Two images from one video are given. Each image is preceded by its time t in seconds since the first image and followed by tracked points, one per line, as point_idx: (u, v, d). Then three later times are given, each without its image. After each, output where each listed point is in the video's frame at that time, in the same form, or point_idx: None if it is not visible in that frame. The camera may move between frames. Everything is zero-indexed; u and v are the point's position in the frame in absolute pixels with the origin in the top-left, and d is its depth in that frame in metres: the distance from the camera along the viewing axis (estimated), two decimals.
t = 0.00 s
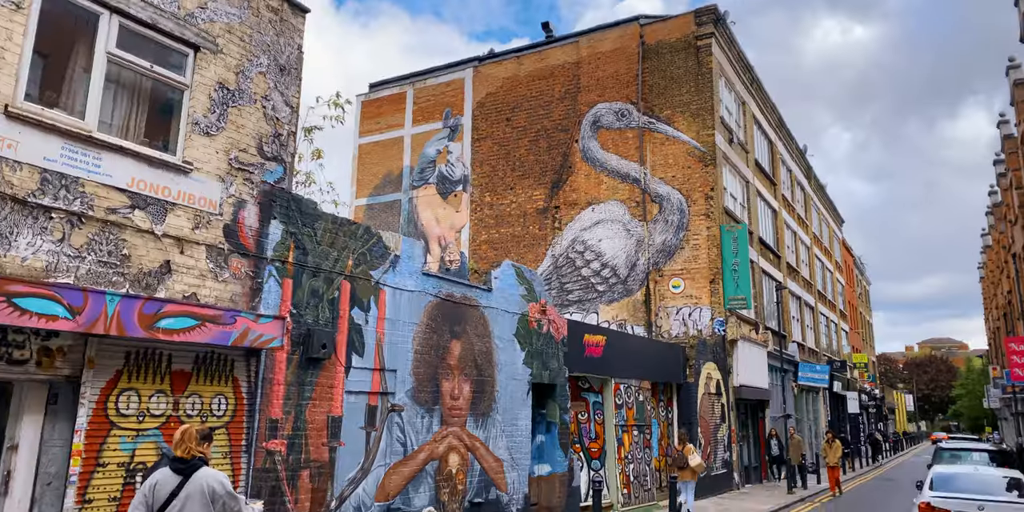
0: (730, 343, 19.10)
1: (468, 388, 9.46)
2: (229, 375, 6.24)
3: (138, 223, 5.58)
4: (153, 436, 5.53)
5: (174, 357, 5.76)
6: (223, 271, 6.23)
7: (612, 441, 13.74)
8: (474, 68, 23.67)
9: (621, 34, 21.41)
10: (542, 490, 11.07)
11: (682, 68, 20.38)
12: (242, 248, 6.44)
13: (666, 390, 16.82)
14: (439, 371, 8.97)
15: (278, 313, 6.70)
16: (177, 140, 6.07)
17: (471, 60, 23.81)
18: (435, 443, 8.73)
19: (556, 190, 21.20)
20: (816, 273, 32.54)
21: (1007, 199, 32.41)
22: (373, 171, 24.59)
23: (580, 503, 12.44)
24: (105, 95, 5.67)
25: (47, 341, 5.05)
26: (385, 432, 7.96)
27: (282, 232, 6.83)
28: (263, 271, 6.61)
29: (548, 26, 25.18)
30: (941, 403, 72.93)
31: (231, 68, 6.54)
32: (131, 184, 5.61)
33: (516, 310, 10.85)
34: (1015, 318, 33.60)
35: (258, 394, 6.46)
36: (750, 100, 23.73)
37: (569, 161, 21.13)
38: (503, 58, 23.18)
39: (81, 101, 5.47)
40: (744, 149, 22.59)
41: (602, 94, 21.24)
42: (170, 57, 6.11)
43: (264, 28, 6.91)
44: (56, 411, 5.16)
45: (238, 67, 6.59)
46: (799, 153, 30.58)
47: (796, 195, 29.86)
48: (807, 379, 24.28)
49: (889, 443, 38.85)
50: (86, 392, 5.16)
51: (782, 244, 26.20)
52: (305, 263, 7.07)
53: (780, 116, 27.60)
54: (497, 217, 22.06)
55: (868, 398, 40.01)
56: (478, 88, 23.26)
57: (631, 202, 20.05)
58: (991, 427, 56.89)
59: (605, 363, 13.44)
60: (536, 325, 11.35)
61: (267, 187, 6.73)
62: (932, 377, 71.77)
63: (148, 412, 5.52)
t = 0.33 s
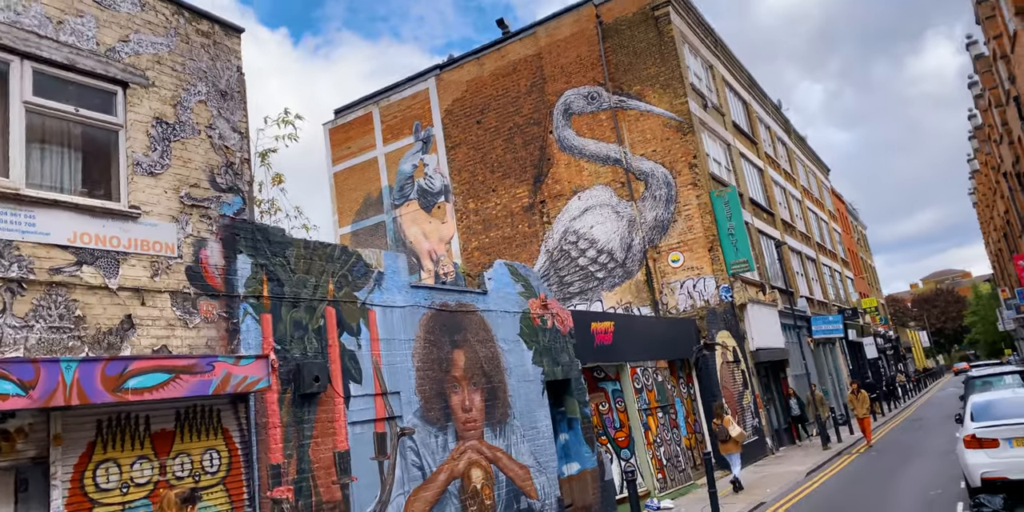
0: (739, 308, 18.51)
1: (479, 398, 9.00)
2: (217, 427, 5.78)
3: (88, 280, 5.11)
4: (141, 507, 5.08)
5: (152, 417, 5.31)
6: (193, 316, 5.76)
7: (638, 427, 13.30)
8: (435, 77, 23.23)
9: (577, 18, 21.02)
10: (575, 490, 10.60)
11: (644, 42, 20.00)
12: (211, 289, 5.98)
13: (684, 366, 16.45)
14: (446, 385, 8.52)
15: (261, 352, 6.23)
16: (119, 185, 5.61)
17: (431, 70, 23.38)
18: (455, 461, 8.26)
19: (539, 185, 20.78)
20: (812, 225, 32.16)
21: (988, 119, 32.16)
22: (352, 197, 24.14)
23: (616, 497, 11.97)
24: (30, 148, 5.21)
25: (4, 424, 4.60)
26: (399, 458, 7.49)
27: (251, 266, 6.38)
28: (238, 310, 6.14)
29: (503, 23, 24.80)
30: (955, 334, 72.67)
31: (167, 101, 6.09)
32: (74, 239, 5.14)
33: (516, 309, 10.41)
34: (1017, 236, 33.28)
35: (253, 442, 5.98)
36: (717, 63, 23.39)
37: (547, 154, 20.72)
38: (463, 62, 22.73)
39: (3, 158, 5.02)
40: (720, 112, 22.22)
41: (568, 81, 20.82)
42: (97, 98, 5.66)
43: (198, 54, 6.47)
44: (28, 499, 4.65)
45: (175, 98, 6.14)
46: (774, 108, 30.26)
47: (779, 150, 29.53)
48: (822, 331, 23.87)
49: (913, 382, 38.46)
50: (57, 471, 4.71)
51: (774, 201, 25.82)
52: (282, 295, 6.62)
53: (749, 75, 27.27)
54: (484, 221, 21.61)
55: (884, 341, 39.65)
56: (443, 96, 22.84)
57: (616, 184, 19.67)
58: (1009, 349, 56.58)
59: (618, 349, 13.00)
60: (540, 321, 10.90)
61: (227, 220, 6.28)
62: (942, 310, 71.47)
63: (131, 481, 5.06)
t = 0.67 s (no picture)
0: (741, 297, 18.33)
1: (483, 400, 8.86)
2: (215, 444, 5.64)
3: (73, 299, 4.97)
4: None
5: (146, 437, 5.18)
6: (185, 331, 5.63)
7: (646, 422, 13.16)
8: (424, 80, 23.10)
9: (563, 13, 20.89)
10: (585, 489, 10.46)
11: (632, 34, 19.88)
12: (201, 302, 5.85)
13: (689, 358, 16.43)
14: (448, 389, 8.38)
15: (256, 365, 6.09)
16: (102, 200, 5.47)
17: (420, 73, 23.24)
18: (461, 466, 8.12)
19: (533, 183, 20.65)
20: (810, 211, 32.03)
21: (980, 95, 32.04)
22: (347, 206, 23.99)
23: (627, 493, 11.83)
24: (8, 168, 5.08)
25: None
26: (403, 466, 7.35)
27: (242, 276, 6.24)
28: (231, 323, 6.00)
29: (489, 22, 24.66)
30: (957, 313, 72.50)
31: (148, 112, 5.95)
32: (56, 257, 5.00)
33: (516, 308, 10.27)
34: (1015, 211, 33.15)
35: (252, 457, 5.84)
36: (706, 52, 23.27)
37: (540, 152, 20.59)
38: (451, 63, 22.59)
39: None
40: (712, 101, 22.10)
41: (558, 77, 20.67)
42: (75, 112, 5.53)
43: (177, 64, 6.34)
44: None
45: (155, 110, 6.01)
46: (766, 95, 30.13)
47: (772, 137, 29.42)
48: (825, 316, 23.74)
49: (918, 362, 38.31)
50: (49, 498, 4.58)
51: (770, 188, 25.69)
52: (275, 305, 6.49)
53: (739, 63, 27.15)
54: (480, 223, 21.46)
55: (888, 323, 39.53)
56: (433, 100, 22.71)
57: (611, 178, 19.56)
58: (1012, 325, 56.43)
59: (621, 344, 12.87)
60: (541, 319, 10.78)
61: (215, 232, 6.15)
62: (944, 289, 71.31)
63: (128, 504, 4.93)
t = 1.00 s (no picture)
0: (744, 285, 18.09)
1: (487, 403, 8.73)
2: (213, 460, 5.50)
3: (58, 320, 4.84)
4: None
5: (140, 457, 5.05)
6: (177, 348, 5.49)
7: (653, 416, 13.03)
8: (413, 84, 22.96)
9: (550, 10, 20.75)
10: (596, 487, 10.30)
11: (619, 28, 19.77)
12: (193, 317, 5.71)
13: (693, 349, 16.36)
14: (451, 393, 8.25)
15: (252, 378, 5.96)
16: (84, 218, 5.33)
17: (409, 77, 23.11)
18: (468, 470, 7.99)
19: (528, 182, 20.53)
20: (806, 196, 31.92)
21: (971, 71, 31.96)
22: (341, 214, 23.85)
23: (638, 489, 11.70)
24: None
25: None
26: (409, 474, 7.21)
27: (233, 289, 6.10)
28: (224, 337, 5.86)
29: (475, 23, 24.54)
30: (959, 291, 72.37)
31: (129, 125, 5.82)
32: (39, 278, 4.86)
33: (517, 307, 10.14)
34: (1012, 185, 33.06)
35: (252, 472, 5.71)
36: (695, 42, 23.16)
37: (533, 150, 20.47)
38: (439, 66, 22.46)
39: None
40: (703, 91, 21.97)
41: (547, 74, 20.54)
42: (52, 129, 5.39)
43: (156, 75, 6.20)
44: None
45: (136, 122, 5.87)
46: (756, 82, 30.01)
47: (766, 124, 29.31)
48: (827, 301, 23.62)
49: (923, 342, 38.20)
50: None
51: (766, 175, 25.57)
52: (269, 316, 6.36)
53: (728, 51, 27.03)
54: (477, 224, 21.32)
55: (890, 304, 39.40)
56: (422, 103, 22.58)
57: (606, 173, 19.44)
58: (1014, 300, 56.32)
59: (624, 338, 12.74)
60: (542, 318, 10.65)
61: (204, 244, 6.01)
62: (944, 267, 71.18)
63: None
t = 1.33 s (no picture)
0: (745, 273, 17.96)
1: (491, 405, 8.59)
2: (212, 478, 5.37)
3: (43, 343, 4.70)
4: None
5: (136, 479, 4.92)
6: (169, 365, 5.35)
7: (660, 410, 12.89)
8: (402, 88, 22.82)
9: (536, 7, 20.61)
10: (606, 485, 10.15)
11: (607, 21, 19.64)
12: (183, 332, 5.57)
13: (697, 341, 16.27)
14: (453, 397, 8.11)
15: (248, 392, 5.83)
16: (66, 236, 5.19)
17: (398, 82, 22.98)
18: (474, 475, 7.86)
19: (523, 181, 20.39)
20: (803, 181, 31.79)
21: (962, 48, 31.88)
22: (337, 223, 23.71)
23: (649, 484, 11.56)
24: None
25: None
26: (414, 481, 7.07)
27: (225, 301, 5.97)
28: (217, 352, 5.72)
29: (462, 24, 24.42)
30: (959, 269, 72.26)
31: (108, 140, 5.68)
32: (21, 300, 4.72)
33: (517, 307, 10.00)
34: (1008, 160, 32.97)
35: (253, 488, 5.57)
36: (683, 32, 23.04)
37: (526, 149, 20.34)
38: (427, 69, 22.32)
39: None
40: (694, 80, 21.86)
41: (537, 71, 20.40)
42: (29, 146, 5.25)
43: (135, 87, 6.07)
44: None
45: (116, 136, 5.74)
46: (747, 70, 29.89)
47: (758, 111, 29.20)
48: (829, 285, 23.49)
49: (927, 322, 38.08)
50: None
51: (761, 162, 25.45)
52: (263, 328, 6.22)
53: (717, 40, 26.91)
54: (473, 226, 21.17)
55: (892, 285, 39.28)
56: (413, 107, 22.44)
57: (600, 168, 19.32)
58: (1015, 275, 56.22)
59: (627, 332, 12.61)
60: (543, 316, 10.52)
61: (192, 258, 5.87)
62: (943, 246, 71.02)
63: None
